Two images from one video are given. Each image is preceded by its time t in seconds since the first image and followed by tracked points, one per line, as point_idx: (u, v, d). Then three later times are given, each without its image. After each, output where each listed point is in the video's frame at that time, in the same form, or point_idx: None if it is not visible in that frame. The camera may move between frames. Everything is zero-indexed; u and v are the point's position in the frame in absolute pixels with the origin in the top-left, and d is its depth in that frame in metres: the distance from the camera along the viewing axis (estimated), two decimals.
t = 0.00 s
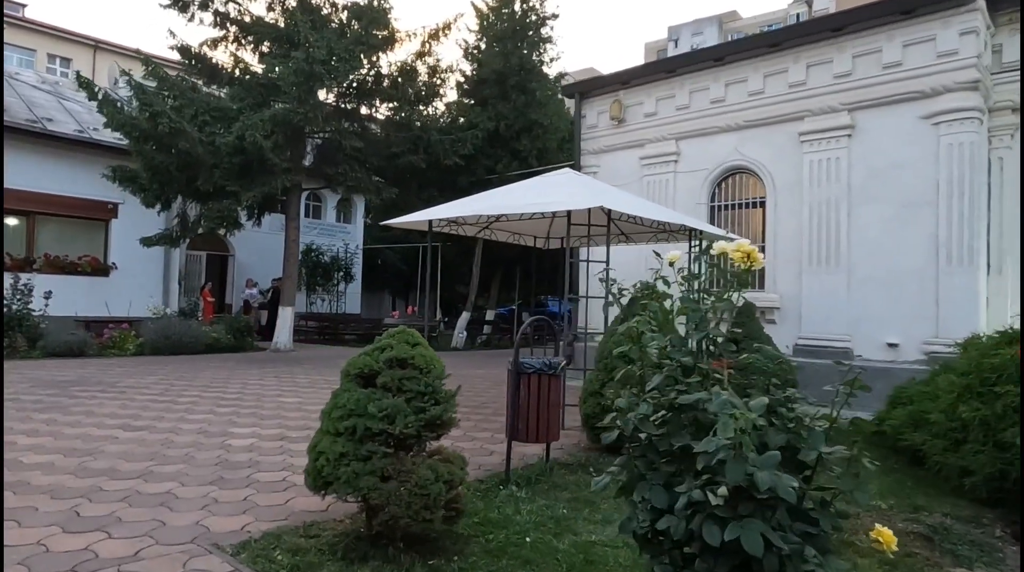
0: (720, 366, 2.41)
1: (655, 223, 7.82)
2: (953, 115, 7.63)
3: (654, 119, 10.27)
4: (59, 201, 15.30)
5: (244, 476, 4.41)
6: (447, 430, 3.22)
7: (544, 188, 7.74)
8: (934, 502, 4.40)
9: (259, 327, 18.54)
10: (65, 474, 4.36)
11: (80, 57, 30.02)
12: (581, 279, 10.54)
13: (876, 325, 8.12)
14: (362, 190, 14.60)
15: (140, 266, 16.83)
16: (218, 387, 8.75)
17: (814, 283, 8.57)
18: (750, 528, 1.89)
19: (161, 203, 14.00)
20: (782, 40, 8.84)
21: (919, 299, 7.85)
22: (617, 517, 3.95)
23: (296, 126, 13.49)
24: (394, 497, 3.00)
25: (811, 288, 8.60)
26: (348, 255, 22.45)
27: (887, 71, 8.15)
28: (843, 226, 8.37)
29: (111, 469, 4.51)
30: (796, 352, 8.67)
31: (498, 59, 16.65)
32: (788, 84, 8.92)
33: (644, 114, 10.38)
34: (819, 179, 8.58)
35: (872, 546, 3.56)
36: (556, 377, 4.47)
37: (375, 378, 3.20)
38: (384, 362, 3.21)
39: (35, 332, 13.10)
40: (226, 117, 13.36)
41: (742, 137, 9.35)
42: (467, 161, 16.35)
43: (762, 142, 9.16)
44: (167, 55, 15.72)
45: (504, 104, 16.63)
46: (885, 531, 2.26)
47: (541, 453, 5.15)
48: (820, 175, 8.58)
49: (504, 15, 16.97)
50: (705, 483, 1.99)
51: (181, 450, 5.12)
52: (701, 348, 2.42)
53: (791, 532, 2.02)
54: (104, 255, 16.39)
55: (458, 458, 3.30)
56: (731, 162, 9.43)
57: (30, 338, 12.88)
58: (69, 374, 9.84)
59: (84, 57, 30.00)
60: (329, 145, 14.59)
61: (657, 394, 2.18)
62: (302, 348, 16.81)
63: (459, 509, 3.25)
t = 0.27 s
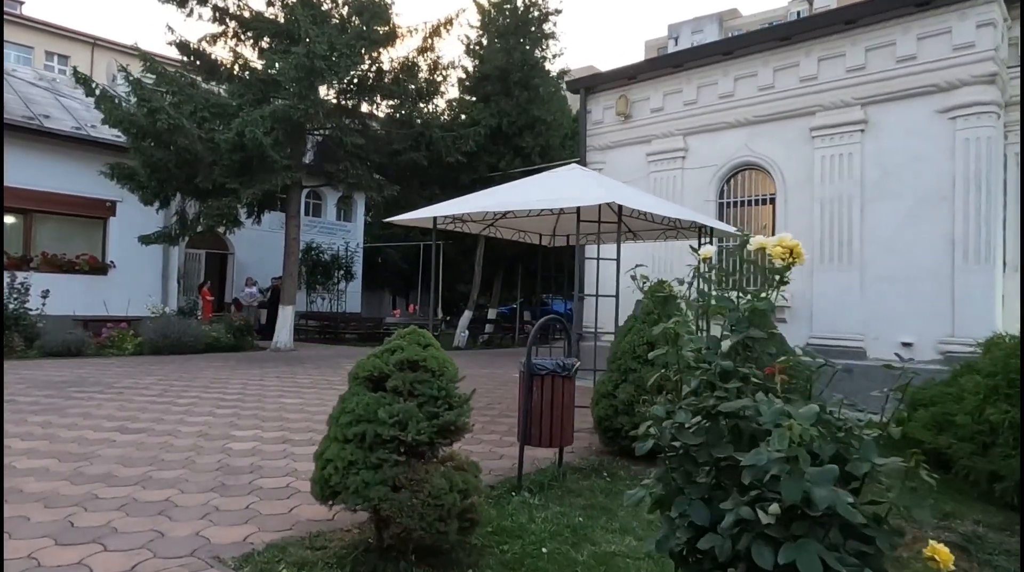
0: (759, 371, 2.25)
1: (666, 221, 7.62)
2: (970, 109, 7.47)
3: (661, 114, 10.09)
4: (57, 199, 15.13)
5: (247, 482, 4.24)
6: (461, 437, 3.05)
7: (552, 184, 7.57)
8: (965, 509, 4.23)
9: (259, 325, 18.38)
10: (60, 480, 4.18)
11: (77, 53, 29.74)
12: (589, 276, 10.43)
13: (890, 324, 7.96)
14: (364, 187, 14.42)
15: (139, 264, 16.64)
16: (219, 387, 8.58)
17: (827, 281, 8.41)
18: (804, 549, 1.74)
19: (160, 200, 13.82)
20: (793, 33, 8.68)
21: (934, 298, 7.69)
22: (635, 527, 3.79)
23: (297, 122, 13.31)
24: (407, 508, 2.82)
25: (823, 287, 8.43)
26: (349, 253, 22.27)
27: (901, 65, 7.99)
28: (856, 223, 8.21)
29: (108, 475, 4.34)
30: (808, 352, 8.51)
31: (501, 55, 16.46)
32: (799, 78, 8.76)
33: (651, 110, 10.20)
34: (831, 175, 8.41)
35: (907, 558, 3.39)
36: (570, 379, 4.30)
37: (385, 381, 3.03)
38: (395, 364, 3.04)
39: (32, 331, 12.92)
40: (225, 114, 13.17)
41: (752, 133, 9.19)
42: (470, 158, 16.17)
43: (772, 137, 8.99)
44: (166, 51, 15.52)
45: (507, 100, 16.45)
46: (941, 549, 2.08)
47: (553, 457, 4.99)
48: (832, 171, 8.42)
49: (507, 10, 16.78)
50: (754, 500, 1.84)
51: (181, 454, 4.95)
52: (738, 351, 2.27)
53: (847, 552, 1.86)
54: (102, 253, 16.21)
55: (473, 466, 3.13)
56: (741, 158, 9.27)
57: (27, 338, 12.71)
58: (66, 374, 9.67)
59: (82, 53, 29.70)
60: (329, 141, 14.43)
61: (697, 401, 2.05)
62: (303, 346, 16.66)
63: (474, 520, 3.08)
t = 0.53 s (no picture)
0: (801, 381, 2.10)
1: (675, 220, 7.48)
2: (985, 106, 7.34)
3: (668, 111, 9.95)
4: (55, 197, 14.98)
5: (250, 490, 4.10)
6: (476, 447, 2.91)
7: (559, 182, 7.43)
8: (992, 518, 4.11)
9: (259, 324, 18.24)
10: (57, 488, 4.04)
11: (76, 50, 29.57)
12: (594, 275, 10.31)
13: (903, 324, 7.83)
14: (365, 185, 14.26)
15: (138, 262, 16.48)
16: (219, 388, 8.44)
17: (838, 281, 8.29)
18: None
19: (159, 198, 13.67)
20: (803, 28, 8.54)
21: (948, 298, 7.55)
22: (652, 537, 3.64)
23: (298, 119, 13.17)
24: (421, 522, 2.69)
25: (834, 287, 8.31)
26: (349, 252, 22.13)
27: (915, 61, 7.85)
28: (868, 222, 8.08)
29: (107, 482, 4.20)
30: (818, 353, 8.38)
31: (503, 52, 16.31)
32: (809, 74, 8.62)
33: (658, 107, 10.06)
34: (842, 173, 8.28)
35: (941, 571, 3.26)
36: (582, 385, 4.13)
37: (397, 388, 2.89)
38: (407, 370, 2.91)
39: (29, 330, 12.77)
40: (225, 111, 13.01)
41: (761, 130, 9.06)
42: (472, 156, 16.01)
43: (781, 135, 8.86)
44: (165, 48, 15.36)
45: (509, 97, 16.29)
46: None
47: (565, 463, 4.85)
48: (843, 169, 8.28)
49: (509, 7, 16.64)
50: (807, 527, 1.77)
51: (181, 459, 4.82)
52: (778, 359, 2.13)
53: None
54: (101, 252, 16.05)
55: (488, 477, 3.00)
56: (750, 156, 9.13)
57: (25, 337, 12.57)
58: (63, 375, 9.54)
59: (81, 50, 29.49)
60: (331, 138, 14.29)
61: (737, 415, 1.95)
62: (304, 346, 16.53)
63: (489, 533, 2.94)
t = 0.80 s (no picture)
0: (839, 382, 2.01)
1: (684, 218, 7.39)
2: (999, 102, 7.24)
3: (675, 109, 9.85)
4: (55, 196, 14.90)
5: (257, 494, 4.01)
6: (493, 452, 2.82)
7: (566, 180, 7.33)
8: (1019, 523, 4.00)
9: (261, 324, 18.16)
10: (59, 491, 3.95)
11: (77, 50, 29.56)
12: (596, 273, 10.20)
13: (916, 323, 7.74)
14: (369, 184, 14.16)
15: (139, 262, 16.39)
16: (222, 389, 8.34)
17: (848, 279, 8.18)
18: None
19: (161, 197, 13.59)
20: (813, 24, 8.45)
21: (961, 297, 7.46)
22: (671, 542, 3.55)
23: (301, 117, 13.08)
24: (438, 529, 2.60)
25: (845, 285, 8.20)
26: (351, 251, 22.04)
27: (927, 56, 7.76)
28: (879, 220, 7.98)
29: (111, 485, 4.11)
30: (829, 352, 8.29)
31: (507, 49, 16.19)
32: (818, 71, 8.53)
33: (664, 104, 9.96)
34: (852, 170, 8.19)
35: None
36: (597, 385, 4.07)
37: (412, 390, 2.80)
38: (421, 371, 2.82)
39: (31, 330, 12.68)
40: (228, 109, 12.94)
41: (770, 127, 8.96)
42: (476, 155, 15.91)
43: (790, 132, 8.76)
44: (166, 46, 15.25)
45: (513, 96, 16.19)
46: None
47: (577, 466, 4.76)
48: (853, 167, 8.19)
49: (512, 5, 16.53)
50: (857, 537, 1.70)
51: (187, 462, 4.72)
52: (815, 359, 2.05)
53: None
54: (102, 251, 15.95)
55: (504, 482, 2.91)
56: (758, 153, 9.04)
57: (26, 337, 12.48)
58: (65, 375, 9.44)
59: (81, 49, 29.44)
60: (333, 137, 14.21)
61: (777, 419, 1.88)
62: (306, 345, 16.44)
63: (506, 540, 2.84)
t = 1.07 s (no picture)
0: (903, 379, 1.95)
1: (702, 215, 7.29)
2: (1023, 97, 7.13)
3: (688, 105, 9.74)
4: (62, 195, 14.86)
5: (275, 495, 3.92)
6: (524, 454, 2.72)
7: (581, 176, 7.23)
8: None
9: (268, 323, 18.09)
10: (74, 492, 3.86)
11: (83, 50, 29.57)
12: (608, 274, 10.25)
13: (935, 322, 7.63)
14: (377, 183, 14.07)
15: (146, 260, 16.33)
16: (232, 388, 8.26)
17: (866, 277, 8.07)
18: None
19: (169, 196, 13.54)
20: (829, 19, 8.33)
21: (983, 294, 7.34)
22: (702, 547, 3.45)
23: (308, 115, 13.00)
24: (469, 533, 2.51)
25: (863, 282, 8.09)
26: (358, 250, 21.97)
27: (947, 51, 7.64)
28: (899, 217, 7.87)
29: (126, 486, 4.02)
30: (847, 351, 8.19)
31: (515, 46, 16.06)
32: (835, 66, 8.41)
33: (677, 100, 9.85)
34: (870, 167, 8.09)
35: None
36: (622, 385, 3.95)
37: (441, 390, 2.72)
38: (450, 371, 2.72)
39: (38, 329, 12.61)
40: (235, 107, 12.88)
41: (785, 124, 8.85)
42: (484, 153, 15.81)
43: (806, 128, 8.65)
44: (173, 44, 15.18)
45: (521, 93, 16.10)
46: None
47: (599, 467, 4.66)
48: (871, 163, 8.08)
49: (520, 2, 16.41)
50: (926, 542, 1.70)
51: (201, 463, 4.64)
52: (875, 356, 1.96)
53: None
54: (109, 250, 15.90)
55: (535, 486, 2.81)
56: (773, 150, 8.93)
57: (34, 336, 12.42)
58: (73, 374, 9.37)
59: (87, 49, 29.42)
60: (341, 135, 14.15)
61: (839, 421, 1.84)
62: (313, 345, 16.36)
63: (538, 545, 2.74)
